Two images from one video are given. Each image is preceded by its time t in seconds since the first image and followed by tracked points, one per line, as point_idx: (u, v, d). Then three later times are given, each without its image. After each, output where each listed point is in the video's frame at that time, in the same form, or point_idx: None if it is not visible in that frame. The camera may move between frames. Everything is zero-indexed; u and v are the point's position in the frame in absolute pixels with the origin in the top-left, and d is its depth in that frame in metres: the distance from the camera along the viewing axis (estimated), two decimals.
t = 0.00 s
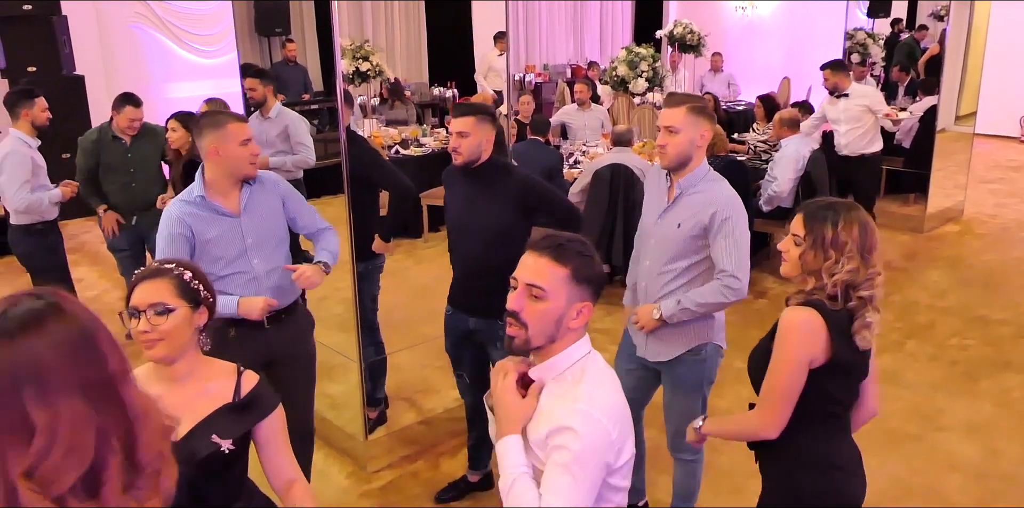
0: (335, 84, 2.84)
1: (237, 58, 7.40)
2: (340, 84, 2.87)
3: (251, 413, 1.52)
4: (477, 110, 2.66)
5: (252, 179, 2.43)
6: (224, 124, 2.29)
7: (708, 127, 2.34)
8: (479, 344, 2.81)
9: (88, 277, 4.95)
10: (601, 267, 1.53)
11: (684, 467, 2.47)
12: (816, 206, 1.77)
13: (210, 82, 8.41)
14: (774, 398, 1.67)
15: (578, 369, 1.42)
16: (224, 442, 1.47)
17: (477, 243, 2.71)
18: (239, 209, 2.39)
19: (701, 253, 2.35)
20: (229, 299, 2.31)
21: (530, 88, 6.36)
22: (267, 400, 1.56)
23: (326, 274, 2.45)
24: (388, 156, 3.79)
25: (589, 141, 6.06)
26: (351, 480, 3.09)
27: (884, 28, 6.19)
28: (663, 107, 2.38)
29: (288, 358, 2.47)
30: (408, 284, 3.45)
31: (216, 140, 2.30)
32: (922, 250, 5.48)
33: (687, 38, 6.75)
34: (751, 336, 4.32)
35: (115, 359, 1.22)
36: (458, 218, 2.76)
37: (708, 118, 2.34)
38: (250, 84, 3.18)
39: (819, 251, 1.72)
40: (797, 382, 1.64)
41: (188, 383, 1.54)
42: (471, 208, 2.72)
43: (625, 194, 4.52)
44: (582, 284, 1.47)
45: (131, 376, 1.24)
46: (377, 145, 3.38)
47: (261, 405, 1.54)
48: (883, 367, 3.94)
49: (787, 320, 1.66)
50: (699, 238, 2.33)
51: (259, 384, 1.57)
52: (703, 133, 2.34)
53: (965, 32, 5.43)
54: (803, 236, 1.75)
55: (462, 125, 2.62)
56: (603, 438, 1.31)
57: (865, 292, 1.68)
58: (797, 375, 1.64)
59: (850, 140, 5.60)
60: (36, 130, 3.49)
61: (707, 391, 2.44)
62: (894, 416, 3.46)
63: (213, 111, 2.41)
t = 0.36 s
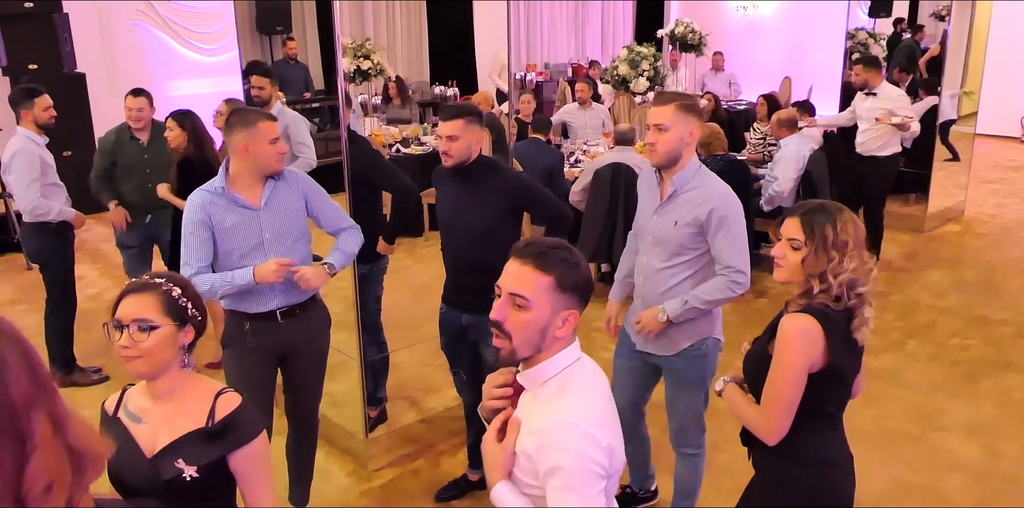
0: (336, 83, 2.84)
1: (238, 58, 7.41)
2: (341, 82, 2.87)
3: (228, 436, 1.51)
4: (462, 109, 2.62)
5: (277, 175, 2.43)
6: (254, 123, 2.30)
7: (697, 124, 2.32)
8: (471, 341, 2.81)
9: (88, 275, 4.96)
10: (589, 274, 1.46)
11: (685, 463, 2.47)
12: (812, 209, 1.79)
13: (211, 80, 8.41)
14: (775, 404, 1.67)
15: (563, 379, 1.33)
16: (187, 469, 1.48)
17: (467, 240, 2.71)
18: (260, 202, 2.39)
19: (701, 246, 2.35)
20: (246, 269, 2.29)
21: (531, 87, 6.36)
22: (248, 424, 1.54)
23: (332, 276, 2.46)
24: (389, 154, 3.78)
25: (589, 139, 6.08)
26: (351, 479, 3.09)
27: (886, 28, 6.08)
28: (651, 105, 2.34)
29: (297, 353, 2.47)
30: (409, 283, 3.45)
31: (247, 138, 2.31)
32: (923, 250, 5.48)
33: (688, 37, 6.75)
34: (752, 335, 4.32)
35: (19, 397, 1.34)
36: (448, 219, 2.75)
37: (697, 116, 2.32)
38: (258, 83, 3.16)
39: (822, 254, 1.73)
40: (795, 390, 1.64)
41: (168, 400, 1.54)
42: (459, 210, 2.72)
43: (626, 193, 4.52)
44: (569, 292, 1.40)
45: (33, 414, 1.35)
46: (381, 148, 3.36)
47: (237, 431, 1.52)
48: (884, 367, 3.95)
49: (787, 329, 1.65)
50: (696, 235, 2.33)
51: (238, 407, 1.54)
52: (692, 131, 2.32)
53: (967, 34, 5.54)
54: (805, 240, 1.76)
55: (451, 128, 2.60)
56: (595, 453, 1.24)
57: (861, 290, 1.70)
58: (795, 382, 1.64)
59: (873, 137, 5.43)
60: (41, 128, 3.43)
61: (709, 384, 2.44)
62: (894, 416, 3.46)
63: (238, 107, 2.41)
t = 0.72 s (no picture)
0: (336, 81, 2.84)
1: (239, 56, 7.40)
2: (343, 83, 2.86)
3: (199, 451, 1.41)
4: (480, 109, 2.65)
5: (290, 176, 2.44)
6: (283, 123, 2.33)
7: (675, 121, 2.35)
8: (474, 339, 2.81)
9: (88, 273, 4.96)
10: (549, 290, 1.39)
11: (673, 460, 2.47)
12: (795, 195, 1.81)
13: (211, 79, 8.40)
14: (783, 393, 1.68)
15: (536, 402, 1.27)
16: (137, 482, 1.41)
17: (477, 241, 2.72)
18: (273, 200, 2.39)
19: (682, 237, 2.35)
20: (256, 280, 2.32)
21: (532, 86, 6.36)
22: (215, 444, 1.43)
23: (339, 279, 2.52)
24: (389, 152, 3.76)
25: (591, 139, 6.07)
26: (351, 478, 3.09)
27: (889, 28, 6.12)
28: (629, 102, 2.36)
29: (302, 349, 2.47)
30: (409, 282, 3.45)
31: (271, 137, 2.32)
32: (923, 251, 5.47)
33: (689, 37, 6.75)
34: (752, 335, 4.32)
35: (41, 387, 1.24)
36: (459, 217, 2.76)
37: (674, 111, 2.35)
38: (254, 83, 3.10)
39: (809, 241, 1.75)
40: (808, 378, 1.66)
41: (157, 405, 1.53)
42: (468, 209, 2.72)
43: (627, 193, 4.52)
44: (531, 313, 1.34)
45: (54, 399, 1.25)
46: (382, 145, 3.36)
47: (204, 449, 1.42)
48: (885, 367, 3.95)
49: (790, 325, 1.66)
50: (676, 228, 2.33)
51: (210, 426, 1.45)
52: (670, 126, 2.34)
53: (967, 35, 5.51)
54: (791, 228, 1.76)
55: (466, 126, 2.61)
56: (561, 491, 1.17)
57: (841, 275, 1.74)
58: (805, 372, 1.65)
59: (884, 136, 5.35)
60: (54, 127, 3.47)
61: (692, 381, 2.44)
62: (894, 417, 3.46)
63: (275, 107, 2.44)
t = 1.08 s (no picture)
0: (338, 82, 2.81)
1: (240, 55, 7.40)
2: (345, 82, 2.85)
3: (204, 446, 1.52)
4: (498, 114, 2.62)
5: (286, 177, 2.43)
6: (274, 123, 2.31)
7: (652, 118, 2.33)
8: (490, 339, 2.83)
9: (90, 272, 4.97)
10: (507, 305, 1.37)
11: (661, 460, 2.45)
12: (787, 198, 1.89)
13: (211, 78, 8.38)
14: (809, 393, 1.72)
15: (512, 421, 1.26)
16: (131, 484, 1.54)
17: (496, 247, 2.72)
18: (266, 201, 2.38)
19: (671, 232, 2.36)
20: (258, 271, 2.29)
21: (533, 85, 6.35)
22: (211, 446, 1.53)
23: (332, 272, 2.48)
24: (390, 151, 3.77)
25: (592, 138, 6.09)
26: (352, 477, 3.09)
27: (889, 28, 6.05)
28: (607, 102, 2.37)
29: (299, 349, 2.48)
30: (410, 281, 3.45)
31: (264, 138, 2.31)
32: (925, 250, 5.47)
33: (691, 36, 6.74)
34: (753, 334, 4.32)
35: (152, 371, 1.05)
36: (475, 221, 2.76)
37: (652, 110, 2.34)
38: (250, 84, 3.15)
39: (803, 240, 1.81)
40: (831, 373, 1.71)
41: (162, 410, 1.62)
42: (485, 211, 2.72)
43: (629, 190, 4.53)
44: (492, 336, 1.32)
45: (160, 386, 1.05)
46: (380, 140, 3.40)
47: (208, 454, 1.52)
48: (886, 367, 3.94)
49: (810, 330, 1.71)
50: (665, 224, 2.34)
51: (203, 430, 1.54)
52: (647, 125, 2.33)
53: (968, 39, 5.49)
54: (785, 226, 1.84)
55: (481, 132, 2.60)
56: None
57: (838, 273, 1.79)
58: (829, 369, 1.70)
59: (898, 137, 5.13)
60: (61, 126, 3.48)
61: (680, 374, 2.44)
62: (896, 416, 3.46)
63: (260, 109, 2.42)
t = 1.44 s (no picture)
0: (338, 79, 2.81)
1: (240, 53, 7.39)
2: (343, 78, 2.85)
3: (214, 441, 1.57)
4: (498, 108, 2.60)
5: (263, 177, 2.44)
6: (251, 121, 2.32)
7: (639, 115, 2.31)
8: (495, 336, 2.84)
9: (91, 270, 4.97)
10: (557, 295, 1.38)
11: (670, 453, 2.47)
12: (790, 187, 1.87)
13: (212, 76, 8.32)
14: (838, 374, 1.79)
15: (539, 409, 1.28)
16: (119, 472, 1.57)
17: (499, 245, 2.71)
18: (247, 203, 2.39)
19: (666, 228, 2.35)
20: (235, 270, 2.30)
21: (534, 83, 6.35)
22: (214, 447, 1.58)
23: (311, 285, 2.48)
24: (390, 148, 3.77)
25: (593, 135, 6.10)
26: (353, 475, 3.09)
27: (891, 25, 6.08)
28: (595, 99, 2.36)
29: (286, 350, 2.48)
30: (411, 279, 3.44)
31: (241, 137, 2.31)
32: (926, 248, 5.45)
33: (692, 33, 6.73)
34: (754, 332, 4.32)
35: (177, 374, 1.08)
36: (480, 219, 2.74)
37: (640, 108, 2.32)
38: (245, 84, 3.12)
39: (798, 227, 1.81)
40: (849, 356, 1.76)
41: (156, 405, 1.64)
42: (490, 211, 2.71)
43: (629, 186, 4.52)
44: (539, 320, 1.33)
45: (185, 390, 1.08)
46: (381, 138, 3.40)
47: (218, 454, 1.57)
48: (887, 365, 3.94)
49: (829, 319, 1.75)
50: (660, 218, 2.33)
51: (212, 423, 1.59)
52: (635, 123, 2.32)
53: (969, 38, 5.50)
54: (782, 213, 1.84)
55: (484, 129, 2.59)
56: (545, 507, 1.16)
57: (838, 266, 1.79)
58: (851, 351, 1.75)
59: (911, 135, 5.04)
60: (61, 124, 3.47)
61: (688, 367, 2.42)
62: (897, 415, 3.45)
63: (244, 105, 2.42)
